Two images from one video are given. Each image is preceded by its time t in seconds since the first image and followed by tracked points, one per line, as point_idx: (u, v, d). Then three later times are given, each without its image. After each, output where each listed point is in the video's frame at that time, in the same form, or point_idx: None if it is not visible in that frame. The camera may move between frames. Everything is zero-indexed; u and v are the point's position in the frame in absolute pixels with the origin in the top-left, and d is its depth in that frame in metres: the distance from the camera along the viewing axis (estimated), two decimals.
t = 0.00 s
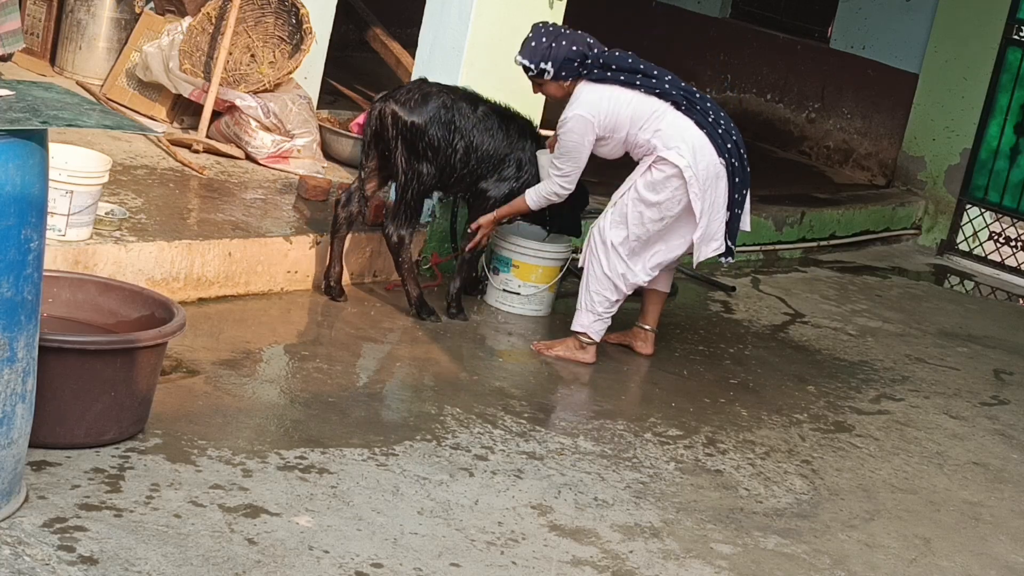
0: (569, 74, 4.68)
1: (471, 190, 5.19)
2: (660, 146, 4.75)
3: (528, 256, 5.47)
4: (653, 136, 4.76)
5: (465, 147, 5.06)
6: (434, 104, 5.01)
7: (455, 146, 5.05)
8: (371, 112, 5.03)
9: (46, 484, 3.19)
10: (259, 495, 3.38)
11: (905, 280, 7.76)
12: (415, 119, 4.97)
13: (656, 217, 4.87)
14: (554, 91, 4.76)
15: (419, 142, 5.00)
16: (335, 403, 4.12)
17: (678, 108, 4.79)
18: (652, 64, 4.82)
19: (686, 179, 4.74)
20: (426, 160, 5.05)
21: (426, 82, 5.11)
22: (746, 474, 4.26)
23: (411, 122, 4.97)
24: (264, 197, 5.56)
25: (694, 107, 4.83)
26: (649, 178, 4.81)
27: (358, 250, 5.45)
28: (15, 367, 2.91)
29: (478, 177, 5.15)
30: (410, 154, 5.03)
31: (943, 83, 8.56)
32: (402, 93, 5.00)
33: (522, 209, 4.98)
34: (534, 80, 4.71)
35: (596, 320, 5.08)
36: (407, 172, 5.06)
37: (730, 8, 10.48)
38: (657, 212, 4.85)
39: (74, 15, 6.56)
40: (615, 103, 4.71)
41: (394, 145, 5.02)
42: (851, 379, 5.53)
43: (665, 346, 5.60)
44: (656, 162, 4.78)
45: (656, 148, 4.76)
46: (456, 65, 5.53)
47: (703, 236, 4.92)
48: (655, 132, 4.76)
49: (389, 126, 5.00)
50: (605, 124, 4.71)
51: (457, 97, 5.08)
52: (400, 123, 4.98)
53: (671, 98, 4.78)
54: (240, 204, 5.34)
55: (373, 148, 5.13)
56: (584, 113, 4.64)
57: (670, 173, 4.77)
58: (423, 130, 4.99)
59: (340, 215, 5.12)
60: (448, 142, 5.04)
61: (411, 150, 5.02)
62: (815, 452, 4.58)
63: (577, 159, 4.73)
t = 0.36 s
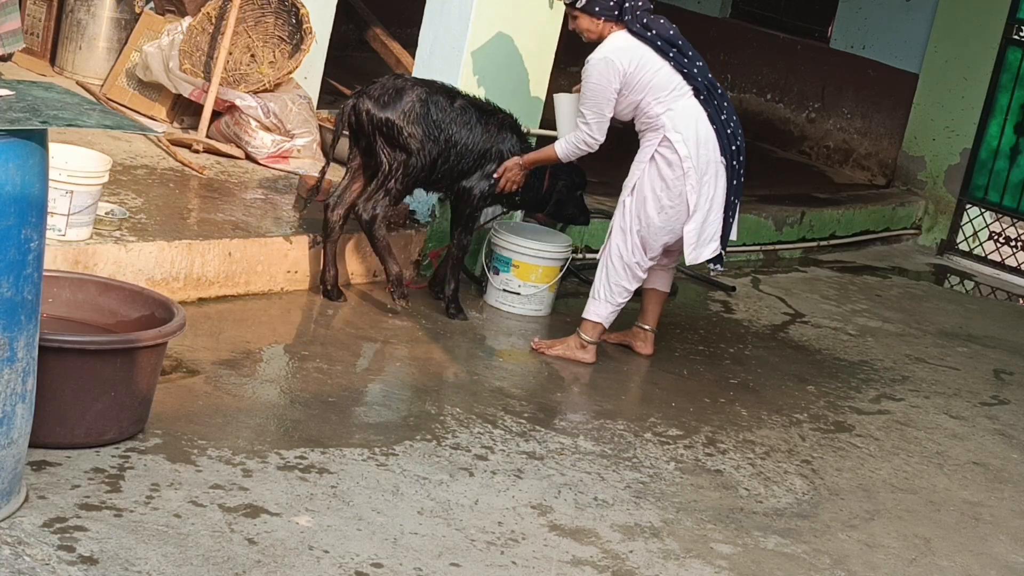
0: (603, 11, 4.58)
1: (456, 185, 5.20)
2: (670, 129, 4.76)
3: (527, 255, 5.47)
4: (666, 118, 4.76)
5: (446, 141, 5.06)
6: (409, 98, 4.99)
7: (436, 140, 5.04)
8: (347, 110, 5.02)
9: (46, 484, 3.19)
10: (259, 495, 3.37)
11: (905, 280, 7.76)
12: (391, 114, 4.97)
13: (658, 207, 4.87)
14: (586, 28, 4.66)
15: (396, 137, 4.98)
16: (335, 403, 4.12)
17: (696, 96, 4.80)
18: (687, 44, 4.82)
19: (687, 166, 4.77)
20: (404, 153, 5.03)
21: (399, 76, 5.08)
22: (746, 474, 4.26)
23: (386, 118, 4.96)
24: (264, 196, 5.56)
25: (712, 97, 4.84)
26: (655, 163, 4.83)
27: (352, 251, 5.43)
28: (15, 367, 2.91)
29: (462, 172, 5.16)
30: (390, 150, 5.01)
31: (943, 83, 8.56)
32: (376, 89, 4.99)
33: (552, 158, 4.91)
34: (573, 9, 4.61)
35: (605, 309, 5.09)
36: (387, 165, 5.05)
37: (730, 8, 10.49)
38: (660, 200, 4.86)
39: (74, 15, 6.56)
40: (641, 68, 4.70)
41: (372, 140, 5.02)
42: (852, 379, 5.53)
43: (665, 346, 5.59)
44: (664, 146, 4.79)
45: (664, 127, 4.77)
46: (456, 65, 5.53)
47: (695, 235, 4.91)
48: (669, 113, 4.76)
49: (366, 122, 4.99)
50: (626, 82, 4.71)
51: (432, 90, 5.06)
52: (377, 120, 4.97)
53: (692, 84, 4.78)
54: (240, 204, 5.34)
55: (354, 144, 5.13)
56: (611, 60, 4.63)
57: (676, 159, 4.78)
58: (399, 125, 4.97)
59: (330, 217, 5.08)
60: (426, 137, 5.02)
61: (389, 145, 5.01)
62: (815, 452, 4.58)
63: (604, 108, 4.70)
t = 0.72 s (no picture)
0: None
1: (455, 185, 5.23)
2: (678, 123, 4.82)
3: (527, 255, 5.48)
4: (677, 111, 4.82)
5: (443, 140, 5.06)
6: (410, 96, 4.96)
7: (434, 139, 5.04)
8: (346, 105, 4.95)
9: (46, 485, 3.19)
10: (259, 495, 3.37)
11: (905, 280, 7.76)
12: (391, 111, 4.92)
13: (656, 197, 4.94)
14: (607, 7, 4.78)
15: (395, 135, 4.95)
16: (335, 403, 4.12)
17: (707, 94, 4.89)
18: (706, 40, 4.92)
19: (689, 162, 4.84)
20: (401, 152, 4.98)
21: (398, 74, 5.04)
22: (746, 474, 4.26)
23: (387, 116, 4.92)
24: (264, 196, 5.56)
25: (721, 96, 4.94)
26: (658, 154, 4.88)
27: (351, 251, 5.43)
28: (15, 367, 2.91)
29: (460, 171, 5.19)
30: (386, 148, 4.96)
31: (943, 83, 8.56)
32: (377, 85, 4.94)
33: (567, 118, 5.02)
34: None
35: (611, 298, 5.10)
36: (381, 166, 4.99)
37: (730, 8, 10.49)
38: (659, 191, 4.92)
39: (74, 15, 6.56)
40: (661, 54, 4.78)
41: (369, 139, 4.96)
42: (852, 379, 5.53)
43: (665, 346, 5.59)
44: (670, 138, 4.85)
45: (672, 120, 4.82)
46: (456, 65, 5.53)
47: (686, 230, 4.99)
48: (679, 106, 4.83)
49: (365, 119, 4.94)
50: (644, 67, 4.78)
51: (432, 88, 5.04)
52: (377, 117, 4.92)
53: (705, 81, 4.87)
54: (240, 204, 5.34)
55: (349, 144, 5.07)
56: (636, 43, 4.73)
57: (680, 153, 4.84)
58: (399, 123, 4.94)
59: (329, 217, 5.07)
60: (426, 135, 5.01)
61: (387, 143, 4.96)
62: (815, 452, 4.58)
63: (620, 90, 4.80)
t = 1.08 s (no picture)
0: None
1: (457, 187, 5.22)
2: (667, 119, 4.87)
3: (527, 255, 5.48)
4: (665, 107, 4.87)
5: (447, 142, 5.06)
6: (416, 98, 4.97)
7: (438, 141, 5.04)
8: (352, 106, 4.96)
9: (46, 485, 3.19)
10: (259, 495, 3.37)
11: (905, 280, 7.76)
12: (397, 113, 4.94)
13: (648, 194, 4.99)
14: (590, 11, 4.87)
15: (400, 136, 4.96)
16: (335, 403, 4.12)
17: (694, 89, 4.95)
18: (692, 37, 4.98)
19: (679, 157, 4.88)
20: (406, 154, 5.00)
21: (404, 76, 5.06)
22: (746, 474, 4.26)
23: (393, 117, 4.94)
24: (264, 196, 5.56)
25: (709, 91, 4.98)
26: (648, 151, 4.93)
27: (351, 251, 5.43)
28: (15, 367, 2.91)
29: (463, 173, 5.18)
30: (389, 150, 4.98)
31: (943, 83, 8.56)
32: (383, 87, 4.96)
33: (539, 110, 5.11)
34: None
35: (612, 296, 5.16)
36: (384, 166, 5.00)
37: (730, 8, 10.49)
38: (651, 186, 4.97)
39: (74, 15, 6.56)
40: (645, 50, 4.83)
41: (373, 139, 4.97)
42: (852, 379, 5.53)
43: (665, 346, 5.59)
44: (659, 134, 4.90)
45: (661, 116, 4.87)
46: (456, 65, 5.54)
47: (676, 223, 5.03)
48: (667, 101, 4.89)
49: (370, 120, 4.94)
50: (628, 64, 4.83)
51: (438, 90, 5.05)
52: (383, 118, 4.93)
53: (692, 76, 4.93)
54: (240, 204, 5.34)
55: (353, 144, 5.07)
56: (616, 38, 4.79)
57: (669, 149, 4.89)
58: (405, 125, 4.95)
59: (331, 216, 5.06)
60: (430, 136, 5.01)
61: (392, 144, 4.97)
62: (815, 452, 4.58)
63: (572, 76, 4.83)
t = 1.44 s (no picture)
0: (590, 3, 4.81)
1: (456, 184, 5.21)
2: (665, 118, 4.86)
3: (527, 255, 5.48)
4: (662, 107, 4.86)
5: (447, 139, 5.05)
6: (417, 95, 4.97)
7: (439, 138, 5.04)
8: (353, 104, 4.95)
9: (46, 485, 3.19)
10: (259, 495, 3.37)
11: (905, 280, 7.75)
12: (399, 111, 4.94)
13: (647, 193, 4.99)
14: (579, 23, 4.90)
15: (401, 134, 4.96)
16: (335, 403, 4.11)
17: (688, 87, 4.93)
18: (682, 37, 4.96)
19: (678, 155, 4.88)
20: (407, 151, 5.01)
21: (403, 73, 5.06)
22: (746, 474, 4.26)
23: (395, 115, 4.93)
24: (264, 196, 5.56)
25: (703, 89, 4.96)
26: (647, 150, 4.92)
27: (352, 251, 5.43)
28: (15, 367, 2.91)
29: (461, 170, 5.18)
30: (390, 148, 4.98)
31: (943, 83, 8.56)
32: (384, 84, 4.95)
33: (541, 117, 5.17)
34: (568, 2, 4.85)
35: (611, 295, 5.18)
36: (385, 165, 5.00)
37: (730, 8, 10.49)
38: (650, 184, 4.97)
39: (74, 15, 6.56)
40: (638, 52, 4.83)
41: (374, 137, 4.96)
42: (852, 379, 5.53)
43: (665, 345, 5.59)
44: (656, 133, 4.89)
45: (659, 116, 4.87)
46: (456, 65, 5.54)
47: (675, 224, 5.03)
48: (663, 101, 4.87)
49: (372, 118, 4.94)
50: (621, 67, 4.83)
51: (438, 88, 5.05)
52: (384, 116, 4.93)
53: (686, 75, 4.91)
54: (240, 204, 5.34)
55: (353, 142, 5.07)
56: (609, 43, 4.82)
57: (668, 148, 4.89)
58: (406, 122, 4.95)
59: (333, 217, 5.05)
60: (431, 133, 5.01)
61: (393, 142, 4.97)
62: (815, 452, 4.58)
63: (569, 77, 4.87)
